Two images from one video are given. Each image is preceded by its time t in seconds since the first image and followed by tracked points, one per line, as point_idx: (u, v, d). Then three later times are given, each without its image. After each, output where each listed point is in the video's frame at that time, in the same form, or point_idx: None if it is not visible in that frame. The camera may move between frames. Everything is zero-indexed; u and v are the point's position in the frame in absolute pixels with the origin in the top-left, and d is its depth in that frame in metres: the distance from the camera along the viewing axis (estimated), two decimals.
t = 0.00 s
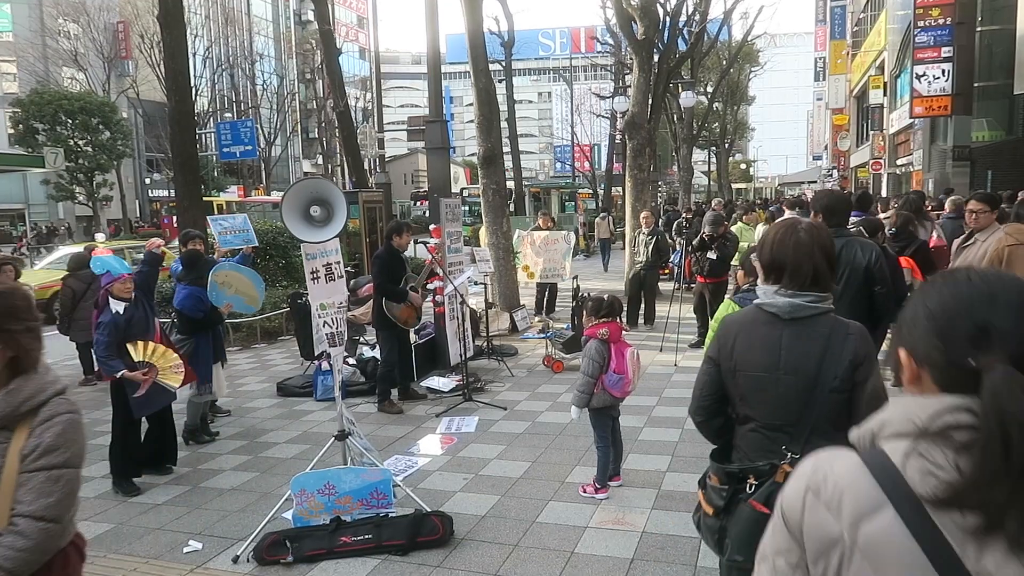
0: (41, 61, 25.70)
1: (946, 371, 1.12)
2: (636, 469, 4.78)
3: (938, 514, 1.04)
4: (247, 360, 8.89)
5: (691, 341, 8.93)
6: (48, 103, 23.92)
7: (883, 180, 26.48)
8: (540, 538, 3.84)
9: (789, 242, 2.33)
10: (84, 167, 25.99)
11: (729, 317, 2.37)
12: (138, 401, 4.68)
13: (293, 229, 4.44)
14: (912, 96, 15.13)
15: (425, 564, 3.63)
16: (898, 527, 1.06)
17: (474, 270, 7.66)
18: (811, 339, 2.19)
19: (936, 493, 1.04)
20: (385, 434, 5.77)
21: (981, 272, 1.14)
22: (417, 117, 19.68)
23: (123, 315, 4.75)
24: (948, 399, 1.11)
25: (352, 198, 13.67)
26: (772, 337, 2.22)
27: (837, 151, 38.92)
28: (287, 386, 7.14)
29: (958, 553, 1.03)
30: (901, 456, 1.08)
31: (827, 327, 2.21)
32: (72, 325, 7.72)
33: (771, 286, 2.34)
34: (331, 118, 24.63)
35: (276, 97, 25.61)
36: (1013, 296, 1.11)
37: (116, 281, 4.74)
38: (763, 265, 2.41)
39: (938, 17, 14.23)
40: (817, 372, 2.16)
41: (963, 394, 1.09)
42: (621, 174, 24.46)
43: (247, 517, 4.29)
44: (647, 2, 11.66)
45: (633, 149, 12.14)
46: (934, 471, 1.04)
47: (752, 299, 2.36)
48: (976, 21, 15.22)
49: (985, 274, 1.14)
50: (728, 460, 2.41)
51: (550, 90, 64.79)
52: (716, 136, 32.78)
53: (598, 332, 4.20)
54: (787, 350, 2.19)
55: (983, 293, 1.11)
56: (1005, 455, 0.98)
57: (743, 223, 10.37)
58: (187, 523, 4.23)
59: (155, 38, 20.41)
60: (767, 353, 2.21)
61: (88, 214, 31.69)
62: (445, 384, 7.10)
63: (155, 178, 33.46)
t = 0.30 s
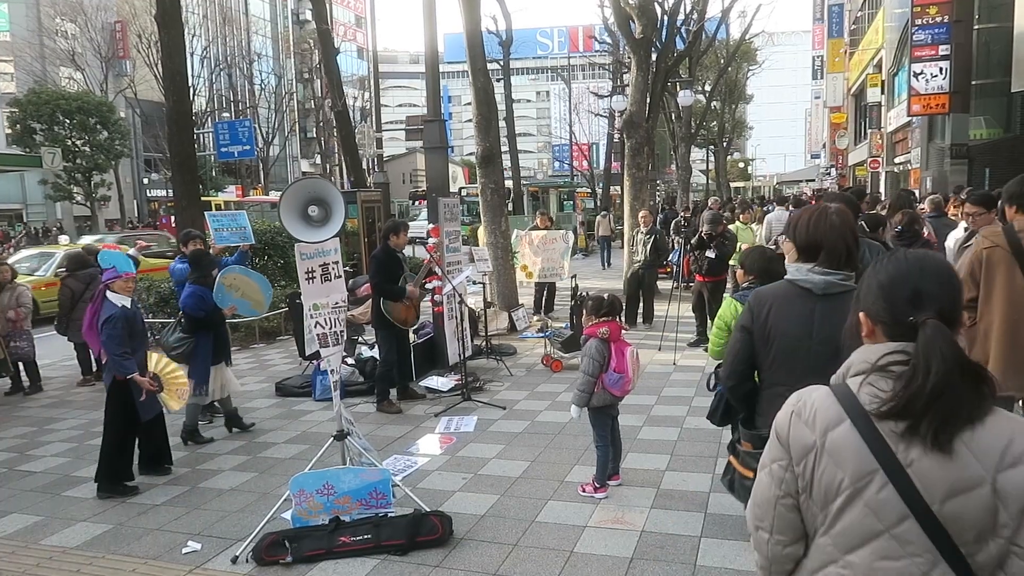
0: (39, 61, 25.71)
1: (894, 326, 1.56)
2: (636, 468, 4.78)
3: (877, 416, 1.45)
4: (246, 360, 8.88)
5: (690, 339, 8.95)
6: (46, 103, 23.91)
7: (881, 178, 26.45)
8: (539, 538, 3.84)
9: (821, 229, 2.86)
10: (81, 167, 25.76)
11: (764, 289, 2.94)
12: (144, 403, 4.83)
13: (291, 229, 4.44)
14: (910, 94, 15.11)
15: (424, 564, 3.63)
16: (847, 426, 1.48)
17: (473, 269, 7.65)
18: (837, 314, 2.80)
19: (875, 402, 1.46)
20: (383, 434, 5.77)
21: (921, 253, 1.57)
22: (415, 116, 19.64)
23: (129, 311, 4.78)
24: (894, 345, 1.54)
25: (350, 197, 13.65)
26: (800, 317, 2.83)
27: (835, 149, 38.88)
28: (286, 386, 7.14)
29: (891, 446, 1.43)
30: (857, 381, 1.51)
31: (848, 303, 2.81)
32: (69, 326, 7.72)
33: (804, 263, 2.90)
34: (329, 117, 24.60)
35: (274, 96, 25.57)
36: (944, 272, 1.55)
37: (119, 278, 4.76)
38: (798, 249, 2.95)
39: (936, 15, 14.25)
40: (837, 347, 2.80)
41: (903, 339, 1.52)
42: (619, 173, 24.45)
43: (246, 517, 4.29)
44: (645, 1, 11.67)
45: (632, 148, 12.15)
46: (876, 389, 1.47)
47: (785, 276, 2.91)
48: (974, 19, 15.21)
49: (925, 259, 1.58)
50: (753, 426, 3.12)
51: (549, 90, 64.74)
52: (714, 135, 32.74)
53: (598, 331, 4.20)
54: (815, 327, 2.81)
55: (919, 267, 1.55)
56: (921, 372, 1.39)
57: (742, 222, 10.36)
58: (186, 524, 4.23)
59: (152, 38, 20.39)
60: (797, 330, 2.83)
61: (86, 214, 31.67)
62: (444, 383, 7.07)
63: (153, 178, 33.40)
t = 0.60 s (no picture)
0: (37, 61, 25.66)
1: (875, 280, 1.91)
2: (635, 468, 4.78)
3: (860, 346, 1.80)
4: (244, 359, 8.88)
5: (689, 339, 8.95)
6: (43, 102, 23.87)
7: (880, 178, 26.47)
8: (538, 537, 3.84)
9: (823, 228, 3.02)
10: (79, 166, 26.03)
11: (768, 286, 3.04)
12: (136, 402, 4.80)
13: (290, 228, 4.44)
14: (908, 93, 15.12)
15: (423, 563, 3.63)
16: (836, 357, 1.82)
17: (471, 268, 7.64)
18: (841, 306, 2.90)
19: (859, 337, 1.81)
20: (382, 434, 5.77)
21: (894, 225, 1.96)
22: (414, 116, 19.61)
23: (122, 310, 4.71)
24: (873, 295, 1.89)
25: (349, 197, 13.63)
26: (809, 308, 2.90)
27: (833, 148, 38.89)
28: (285, 386, 7.14)
29: (870, 370, 1.77)
30: (846, 323, 1.86)
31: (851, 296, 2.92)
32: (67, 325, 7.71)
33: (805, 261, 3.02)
34: (328, 117, 24.58)
35: (272, 96, 25.55)
36: (912, 240, 1.93)
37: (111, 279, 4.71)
38: (801, 248, 3.09)
39: (934, 15, 14.31)
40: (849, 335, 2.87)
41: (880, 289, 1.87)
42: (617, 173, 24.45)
43: (244, 517, 4.29)
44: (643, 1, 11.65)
45: (630, 147, 12.16)
46: (858, 327, 1.82)
47: (792, 272, 3.00)
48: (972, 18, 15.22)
49: (895, 230, 1.96)
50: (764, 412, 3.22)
51: (548, 89, 64.71)
52: (713, 134, 32.70)
53: (598, 331, 4.21)
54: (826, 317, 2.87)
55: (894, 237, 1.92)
56: (896, 310, 1.74)
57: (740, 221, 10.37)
58: (185, 524, 4.23)
59: (150, 38, 20.36)
60: (808, 321, 2.89)
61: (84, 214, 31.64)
62: (443, 383, 7.07)
63: (151, 178, 33.35)
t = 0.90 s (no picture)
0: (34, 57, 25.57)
1: (885, 276, 2.17)
2: (632, 466, 4.78)
3: (871, 335, 2.08)
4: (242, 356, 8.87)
5: (686, 338, 8.96)
6: (41, 98, 23.78)
7: (877, 178, 26.51)
8: (535, 535, 3.84)
9: (811, 221, 3.20)
10: (77, 163, 26.03)
11: (762, 277, 3.24)
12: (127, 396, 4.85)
13: (288, 226, 4.45)
14: (906, 94, 15.14)
15: (420, 561, 3.63)
16: (851, 344, 2.11)
17: (469, 266, 7.62)
18: (829, 293, 3.11)
19: (870, 327, 2.09)
20: (380, 431, 5.76)
21: (904, 229, 2.21)
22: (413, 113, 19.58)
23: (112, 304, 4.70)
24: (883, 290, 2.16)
25: (347, 195, 13.61)
26: (802, 293, 3.12)
27: (831, 148, 38.92)
28: (282, 383, 7.13)
29: (880, 356, 2.06)
30: (859, 315, 2.14)
31: (838, 283, 3.13)
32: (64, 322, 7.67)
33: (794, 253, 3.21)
34: (326, 114, 24.55)
35: (270, 93, 25.50)
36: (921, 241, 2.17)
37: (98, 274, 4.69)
38: (790, 241, 3.25)
39: (933, 16, 14.34)
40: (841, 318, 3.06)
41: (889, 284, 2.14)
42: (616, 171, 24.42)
43: (241, 515, 4.27)
44: None
45: (629, 146, 12.17)
46: (870, 319, 2.10)
47: (782, 263, 3.19)
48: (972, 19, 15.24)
49: (905, 233, 2.22)
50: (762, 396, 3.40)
51: (546, 88, 64.70)
52: (711, 133, 32.70)
53: (598, 329, 4.21)
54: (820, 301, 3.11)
55: (902, 238, 2.17)
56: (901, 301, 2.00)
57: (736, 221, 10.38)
58: (181, 520, 4.22)
59: (149, 34, 20.31)
60: (802, 304, 3.11)
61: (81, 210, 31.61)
62: (440, 380, 7.07)
63: (148, 174, 33.26)
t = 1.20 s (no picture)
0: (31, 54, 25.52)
1: (894, 252, 2.45)
2: (630, 464, 4.78)
3: (889, 304, 2.37)
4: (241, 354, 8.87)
5: (685, 335, 8.98)
6: (38, 95, 23.71)
7: (875, 175, 26.52)
8: (534, 533, 3.84)
9: (815, 217, 3.23)
10: (74, 160, 26.00)
11: (768, 271, 3.29)
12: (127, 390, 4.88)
13: (286, 224, 4.43)
14: (904, 91, 15.16)
15: (419, 559, 3.62)
16: (870, 311, 2.38)
17: (467, 264, 7.64)
18: (832, 286, 3.18)
19: (887, 296, 2.38)
20: (378, 429, 5.76)
21: (908, 209, 2.48)
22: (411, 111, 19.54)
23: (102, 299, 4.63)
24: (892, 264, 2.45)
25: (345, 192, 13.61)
26: (809, 284, 3.19)
27: (830, 146, 38.90)
28: (280, 380, 7.12)
29: (896, 320, 2.35)
30: (875, 286, 2.42)
31: (841, 276, 3.21)
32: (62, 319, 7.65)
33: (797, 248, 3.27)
34: (324, 112, 24.52)
35: (268, 90, 25.45)
36: (922, 221, 2.47)
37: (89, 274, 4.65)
38: (794, 235, 3.28)
39: (931, 13, 14.30)
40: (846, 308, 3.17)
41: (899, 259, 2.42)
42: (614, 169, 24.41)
43: (240, 512, 4.27)
44: None
45: (627, 144, 12.18)
46: (886, 288, 2.39)
47: (787, 257, 3.26)
48: (970, 17, 15.25)
49: (908, 212, 2.51)
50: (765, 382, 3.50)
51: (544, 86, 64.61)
52: (710, 131, 32.73)
53: (597, 327, 4.20)
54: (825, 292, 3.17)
55: (911, 219, 2.44)
56: (916, 273, 2.29)
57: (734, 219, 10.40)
58: (180, 518, 4.21)
59: (146, 32, 20.26)
60: (809, 295, 3.18)
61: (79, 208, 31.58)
62: (439, 378, 7.07)
63: (146, 172, 33.20)
